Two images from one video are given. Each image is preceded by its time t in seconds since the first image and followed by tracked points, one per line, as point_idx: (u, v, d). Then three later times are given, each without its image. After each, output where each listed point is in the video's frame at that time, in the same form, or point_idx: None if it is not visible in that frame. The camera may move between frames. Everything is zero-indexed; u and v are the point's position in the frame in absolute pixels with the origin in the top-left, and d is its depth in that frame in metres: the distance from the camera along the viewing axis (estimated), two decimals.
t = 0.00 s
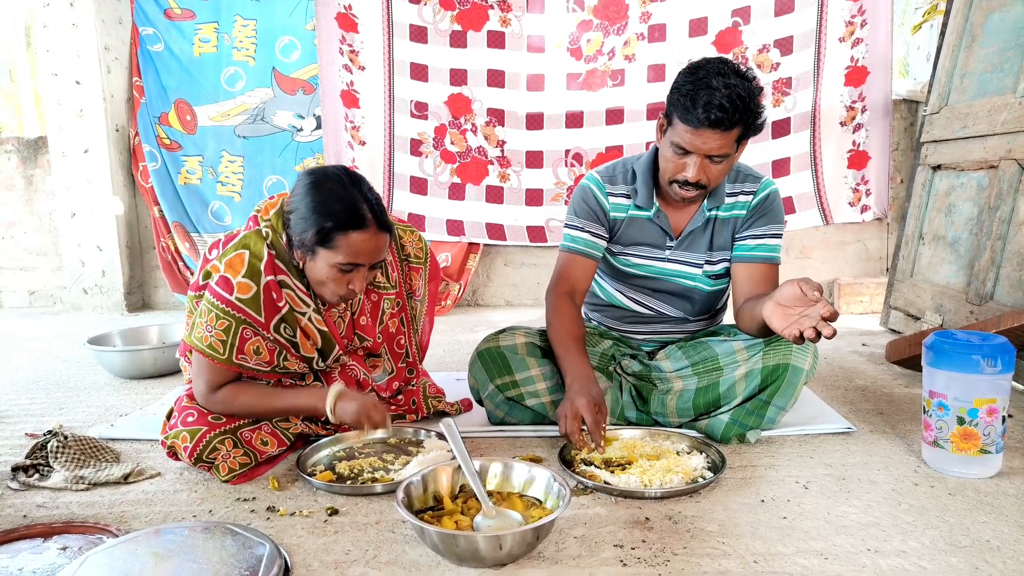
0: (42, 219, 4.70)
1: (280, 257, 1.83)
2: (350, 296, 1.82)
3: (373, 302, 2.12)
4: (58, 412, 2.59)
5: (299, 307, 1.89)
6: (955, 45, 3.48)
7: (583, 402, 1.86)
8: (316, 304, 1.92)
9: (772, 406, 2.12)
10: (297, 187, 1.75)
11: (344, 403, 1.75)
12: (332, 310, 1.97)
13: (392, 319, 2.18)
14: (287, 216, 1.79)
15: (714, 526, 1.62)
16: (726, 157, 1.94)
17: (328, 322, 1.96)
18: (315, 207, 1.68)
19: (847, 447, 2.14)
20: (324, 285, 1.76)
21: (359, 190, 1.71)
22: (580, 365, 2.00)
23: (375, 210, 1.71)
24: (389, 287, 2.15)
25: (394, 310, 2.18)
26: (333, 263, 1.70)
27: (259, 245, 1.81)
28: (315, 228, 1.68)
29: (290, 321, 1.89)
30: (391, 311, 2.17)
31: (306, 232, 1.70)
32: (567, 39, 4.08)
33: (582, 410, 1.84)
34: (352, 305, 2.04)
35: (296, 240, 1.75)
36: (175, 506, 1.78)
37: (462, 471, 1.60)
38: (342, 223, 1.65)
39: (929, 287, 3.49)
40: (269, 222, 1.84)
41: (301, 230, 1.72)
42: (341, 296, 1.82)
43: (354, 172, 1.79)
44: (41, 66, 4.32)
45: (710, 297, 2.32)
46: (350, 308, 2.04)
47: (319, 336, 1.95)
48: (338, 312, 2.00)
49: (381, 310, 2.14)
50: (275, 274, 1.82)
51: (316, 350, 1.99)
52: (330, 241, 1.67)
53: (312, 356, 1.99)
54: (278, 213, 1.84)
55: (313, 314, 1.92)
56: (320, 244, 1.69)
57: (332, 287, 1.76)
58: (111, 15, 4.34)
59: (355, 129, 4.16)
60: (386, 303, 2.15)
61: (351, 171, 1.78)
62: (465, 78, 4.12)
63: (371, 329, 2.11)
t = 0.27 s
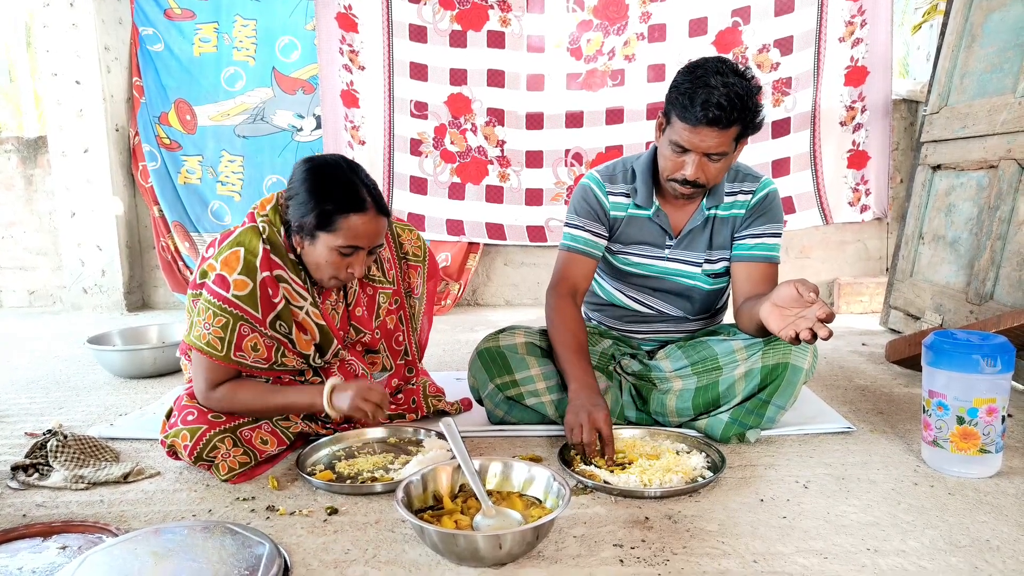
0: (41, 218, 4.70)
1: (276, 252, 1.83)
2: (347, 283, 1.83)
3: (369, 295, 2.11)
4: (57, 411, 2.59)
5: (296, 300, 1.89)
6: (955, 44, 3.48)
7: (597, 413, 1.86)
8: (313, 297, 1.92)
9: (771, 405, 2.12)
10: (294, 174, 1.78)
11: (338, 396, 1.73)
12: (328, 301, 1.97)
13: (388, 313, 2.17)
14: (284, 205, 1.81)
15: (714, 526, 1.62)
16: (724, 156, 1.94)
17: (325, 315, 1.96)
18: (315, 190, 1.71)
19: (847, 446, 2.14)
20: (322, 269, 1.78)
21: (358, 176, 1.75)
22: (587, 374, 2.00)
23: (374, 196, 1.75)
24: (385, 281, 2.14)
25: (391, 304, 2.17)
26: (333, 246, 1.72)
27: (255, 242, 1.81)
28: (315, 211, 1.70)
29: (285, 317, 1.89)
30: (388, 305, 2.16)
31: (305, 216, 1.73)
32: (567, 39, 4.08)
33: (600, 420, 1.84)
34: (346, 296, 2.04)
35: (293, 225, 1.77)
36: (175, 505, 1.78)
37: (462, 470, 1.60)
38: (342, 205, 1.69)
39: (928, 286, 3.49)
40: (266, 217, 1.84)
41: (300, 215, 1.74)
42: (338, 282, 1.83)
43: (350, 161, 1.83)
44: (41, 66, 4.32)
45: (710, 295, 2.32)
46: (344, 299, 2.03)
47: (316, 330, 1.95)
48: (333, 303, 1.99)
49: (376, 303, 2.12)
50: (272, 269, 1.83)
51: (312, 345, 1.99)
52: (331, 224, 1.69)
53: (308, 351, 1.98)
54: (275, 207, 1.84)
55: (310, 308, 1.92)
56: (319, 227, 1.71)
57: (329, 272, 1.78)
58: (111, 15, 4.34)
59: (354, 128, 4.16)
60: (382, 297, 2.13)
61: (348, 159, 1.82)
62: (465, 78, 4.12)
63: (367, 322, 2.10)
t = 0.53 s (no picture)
0: (42, 219, 4.70)
1: (271, 248, 1.84)
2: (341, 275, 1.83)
3: (365, 292, 2.11)
4: (58, 412, 2.59)
5: (293, 295, 1.89)
6: (955, 45, 3.48)
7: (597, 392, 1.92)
8: (310, 292, 1.92)
9: (772, 405, 2.12)
10: (290, 165, 1.80)
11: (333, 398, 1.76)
12: (324, 295, 1.98)
13: (385, 310, 2.18)
14: (281, 198, 1.82)
15: (714, 527, 1.62)
16: (732, 156, 1.94)
17: (322, 309, 1.96)
18: (311, 180, 1.73)
19: (847, 447, 2.14)
20: (317, 260, 1.78)
21: (354, 167, 1.77)
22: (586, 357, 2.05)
23: (369, 186, 1.77)
24: (380, 277, 2.15)
25: (388, 300, 2.18)
26: (328, 235, 1.72)
27: (250, 239, 1.82)
28: (311, 200, 1.71)
29: (282, 313, 1.88)
30: (384, 301, 2.17)
31: (301, 205, 1.74)
32: (567, 40, 4.08)
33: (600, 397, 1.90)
34: (342, 291, 2.05)
35: (289, 216, 1.78)
36: (175, 506, 1.78)
37: (462, 471, 1.61)
38: (338, 194, 1.70)
39: (929, 287, 3.49)
40: (260, 214, 1.86)
41: (296, 205, 1.75)
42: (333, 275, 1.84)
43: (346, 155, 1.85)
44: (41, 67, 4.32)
45: (711, 296, 2.32)
46: (340, 294, 2.04)
47: (314, 325, 1.94)
48: (328, 298, 2.00)
49: (373, 300, 2.13)
50: (268, 265, 1.83)
51: (311, 341, 1.97)
52: (326, 212, 1.70)
53: (307, 347, 1.96)
54: (270, 205, 1.86)
55: (308, 303, 1.92)
56: (315, 216, 1.72)
57: (325, 262, 1.78)
58: (111, 15, 4.34)
59: (355, 129, 4.16)
60: (378, 293, 2.14)
61: (344, 153, 1.84)
62: (465, 78, 4.12)
63: (363, 317, 2.10)
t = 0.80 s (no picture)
0: (41, 219, 4.70)
1: (270, 249, 1.84)
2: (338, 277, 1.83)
3: (364, 293, 2.11)
4: (57, 412, 2.58)
5: (292, 297, 1.89)
6: (955, 45, 3.48)
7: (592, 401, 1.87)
8: (309, 293, 1.92)
9: (771, 407, 2.12)
10: (289, 166, 1.80)
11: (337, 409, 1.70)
12: (322, 298, 1.98)
13: (383, 311, 2.18)
14: (280, 199, 1.83)
15: (714, 527, 1.62)
16: (736, 158, 1.94)
17: (320, 311, 1.96)
18: (308, 182, 1.73)
19: (847, 447, 2.14)
20: (313, 261, 1.78)
21: (351, 169, 1.77)
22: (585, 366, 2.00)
23: (367, 189, 1.76)
24: (379, 279, 2.15)
25: (387, 301, 2.18)
26: (324, 237, 1.72)
27: (249, 240, 1.82)
28: (307, 202, 1.72)
29: (281, 315, 1.89)
30: (382, 302, 2.17)
31: (298, 207, 1.74)
32: (567, 40, 4.08)
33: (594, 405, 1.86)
34: (340, 292, 2.05)
35: (286, 217, 1.79)
36: (175, 506, 1.78)
37: (462, 471, 1.60)
38: (334, 196, 1.70)
39: (928, 287, 3.49)
40: (259, 215, 1.86)
41: (293, 206, 1.75)
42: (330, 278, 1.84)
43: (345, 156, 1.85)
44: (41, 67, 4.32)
45: (712, 297, 2.32)
46: (339, 295, 2.04)
47: (313, 326, 1.94)
48: (327, 300, 2.00)
49: (371, 302, 2.13)
50: (267, 267, 1.83)
51: (310, 342, 1.98)
52: (322, 215, 1.70)
53: (306, 349, 1.97)
54: (269, 205, 1.86)
55: (306, 305, 1.92)
56: (311, 218, 1.72)
57: (320, 264, 1.78)
58: (111, 15, 4.34)
59: (354, 129, 4.16)
60: (376, 295, 2.14)
61: (343, 155, 1.84)
62: (465, 78, 4.12)
63: (362, 319, 2.10)
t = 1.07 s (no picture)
0: (42, 218, 4.70)
1: (270, 251, 1.84)
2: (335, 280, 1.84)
3: (365, 296, 2.11)
4: (57, 412, 2.59)
5: (292, 299, 1.90)
6: (955, 46, 3.48)
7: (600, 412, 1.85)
8: (308, 296, 1.93)
9: (771, 406, 2.12)
10: (290, 167, 1.80)
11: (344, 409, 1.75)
12: (322, 301, 1.98)
13: (385, 314, 2.17)
14: (280, 199, 1.83)
15: (714, 527, 1.62)
16: (740, 158, 1.94)
17: (320, 314, 1.96)
18: (308, 184, 1.73)
19: (847, 448, 2.14)
20: (311, 264, 1.78)
21: (353, 173, 1.77)
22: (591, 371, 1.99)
23: (367, 194, 1.76)
24: (382, 282, 2.14)
25: (388, 304, 2.18)
26: (321, 241, 1.73)
27: (249, 241, 1.82)
28: (306, 205, 1.72)
29: (281, 317, 1.89)
30: (384, 304, 2.17)
31: (296, 209, 1.74)
32: (567, 40, 4.08)
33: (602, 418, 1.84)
34: (341, 295, 2.05)
35: (285, 218, 1.79)
36: (175, 506, 1.78)
37: (462, 471, 1.60)
38: (333, 200, 1.70)
39: (928, 288, 3.49)
40: (260, 216, 1.86)
41: (292, 208, 1.76)
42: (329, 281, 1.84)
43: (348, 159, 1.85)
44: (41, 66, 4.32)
45: (712, 297, 2.32)
46: (339, 298, 2.04)
47: (312, 328, 1.95)
48: (327, 304, 2.00)
49: (372, 305, 2.13)
50: (267, 268, 1.83)
51: (309, 345, 1.98)
52: (320, 218, 1.71)
53: (305, 351, 1.97)
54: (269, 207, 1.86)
55: (306, 307, 1.93)
56: (309, 221, 1.72)
57: (317, 267, 1.78)
58: (111, 15, 4.34)
59: (355, 129, 4.16)
60: (377, 298, 2.14)
61: (345, 158, 1.84)
62: (464, 78, 4.12)
63: (362, 322, 2.10)
